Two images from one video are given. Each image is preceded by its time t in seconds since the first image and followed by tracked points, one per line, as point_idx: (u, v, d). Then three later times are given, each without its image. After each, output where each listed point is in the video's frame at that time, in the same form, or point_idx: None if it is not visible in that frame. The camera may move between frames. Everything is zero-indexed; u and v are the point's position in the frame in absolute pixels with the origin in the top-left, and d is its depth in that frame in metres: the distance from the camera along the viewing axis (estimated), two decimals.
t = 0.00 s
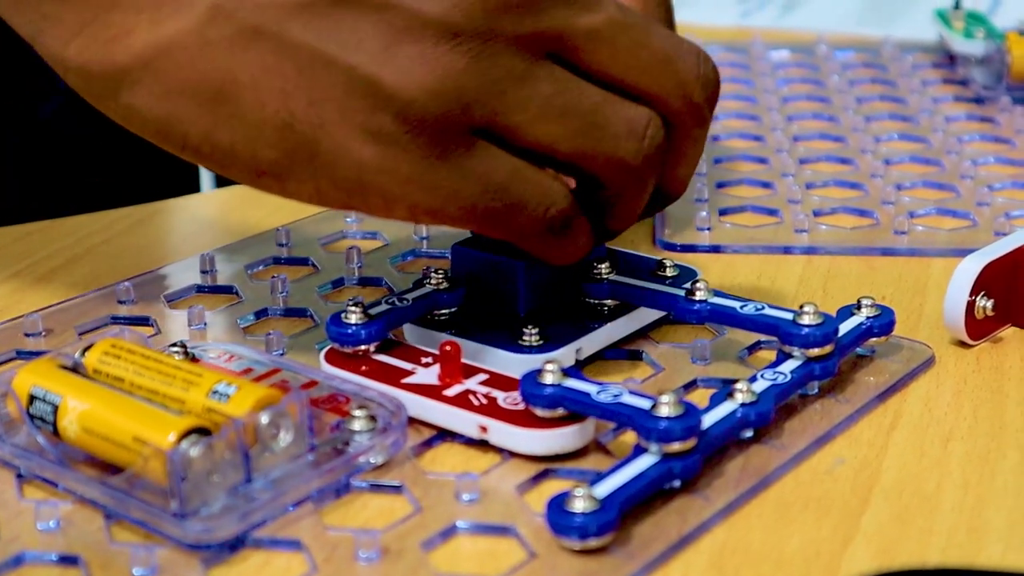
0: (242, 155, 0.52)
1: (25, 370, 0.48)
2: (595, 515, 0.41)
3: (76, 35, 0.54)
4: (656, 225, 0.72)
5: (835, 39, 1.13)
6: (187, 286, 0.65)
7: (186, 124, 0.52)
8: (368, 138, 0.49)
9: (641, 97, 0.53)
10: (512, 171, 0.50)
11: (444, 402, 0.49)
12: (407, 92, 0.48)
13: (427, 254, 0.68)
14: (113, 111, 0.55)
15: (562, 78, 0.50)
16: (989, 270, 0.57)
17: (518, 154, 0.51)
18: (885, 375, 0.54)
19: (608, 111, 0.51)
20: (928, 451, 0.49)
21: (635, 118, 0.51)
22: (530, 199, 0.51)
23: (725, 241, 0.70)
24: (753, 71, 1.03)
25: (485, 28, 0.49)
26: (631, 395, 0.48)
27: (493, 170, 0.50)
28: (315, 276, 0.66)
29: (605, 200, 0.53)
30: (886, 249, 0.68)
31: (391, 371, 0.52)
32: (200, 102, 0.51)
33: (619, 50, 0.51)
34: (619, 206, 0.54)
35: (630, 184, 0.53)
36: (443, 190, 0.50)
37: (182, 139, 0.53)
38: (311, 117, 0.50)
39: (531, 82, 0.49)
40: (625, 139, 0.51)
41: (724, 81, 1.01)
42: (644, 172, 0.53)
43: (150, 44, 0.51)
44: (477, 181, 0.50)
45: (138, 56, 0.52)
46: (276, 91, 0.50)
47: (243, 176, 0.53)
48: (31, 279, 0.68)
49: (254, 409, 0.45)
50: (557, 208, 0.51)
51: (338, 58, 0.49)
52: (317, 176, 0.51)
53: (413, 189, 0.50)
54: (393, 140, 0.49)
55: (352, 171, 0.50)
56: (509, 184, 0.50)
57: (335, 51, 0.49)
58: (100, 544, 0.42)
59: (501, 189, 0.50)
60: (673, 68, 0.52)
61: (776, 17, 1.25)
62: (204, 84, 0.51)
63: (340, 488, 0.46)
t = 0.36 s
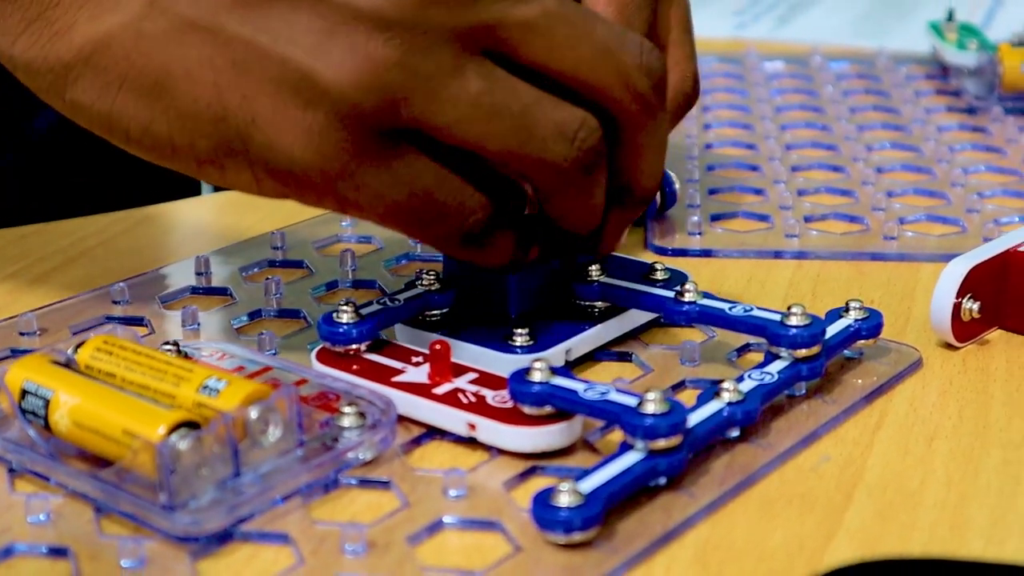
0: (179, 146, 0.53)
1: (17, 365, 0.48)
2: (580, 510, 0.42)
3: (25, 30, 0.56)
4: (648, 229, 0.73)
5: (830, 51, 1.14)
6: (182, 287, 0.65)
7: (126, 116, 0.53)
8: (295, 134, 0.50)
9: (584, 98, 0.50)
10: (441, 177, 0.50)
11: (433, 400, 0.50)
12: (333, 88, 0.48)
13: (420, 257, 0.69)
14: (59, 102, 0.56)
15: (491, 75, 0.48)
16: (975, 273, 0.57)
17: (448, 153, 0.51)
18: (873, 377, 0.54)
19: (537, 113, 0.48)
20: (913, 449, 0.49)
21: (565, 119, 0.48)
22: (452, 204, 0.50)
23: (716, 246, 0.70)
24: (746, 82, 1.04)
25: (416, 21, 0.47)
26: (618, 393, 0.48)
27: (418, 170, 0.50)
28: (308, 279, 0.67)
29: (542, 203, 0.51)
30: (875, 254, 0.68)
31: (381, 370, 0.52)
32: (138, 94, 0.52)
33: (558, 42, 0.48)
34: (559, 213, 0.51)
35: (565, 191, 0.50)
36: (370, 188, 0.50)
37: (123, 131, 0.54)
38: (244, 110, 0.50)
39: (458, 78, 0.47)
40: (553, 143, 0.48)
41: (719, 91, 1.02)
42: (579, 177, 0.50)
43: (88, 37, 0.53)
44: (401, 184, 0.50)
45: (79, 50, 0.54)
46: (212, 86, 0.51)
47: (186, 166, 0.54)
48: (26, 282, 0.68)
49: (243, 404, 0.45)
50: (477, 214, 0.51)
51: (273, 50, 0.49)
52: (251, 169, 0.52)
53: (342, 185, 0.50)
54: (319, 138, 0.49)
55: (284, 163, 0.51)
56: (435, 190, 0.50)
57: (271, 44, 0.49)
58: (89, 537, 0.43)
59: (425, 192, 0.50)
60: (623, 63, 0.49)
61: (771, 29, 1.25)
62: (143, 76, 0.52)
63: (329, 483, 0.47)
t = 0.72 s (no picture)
0: (166, 133, 0.51)
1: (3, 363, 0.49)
2: (557, 509, 0.42)
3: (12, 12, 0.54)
4: (635, 228, 0.73)
5: (823, 50, 1.14)
6: (172, 287, 0.65)
7: (115, 101, 0.51)
8: (280, 128, 0.48)
9: (565, 104, 0.50)
10: (421, 176, 0.50)
11: (416, 400, 0.50)
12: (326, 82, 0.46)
13: (410, 257, 0.68)
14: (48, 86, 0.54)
15: (479, 78, 0.47)
16: (956, 273, 0.58)
17: (432, 154, 0.50)
18: (856, 379, 0.54)
19: (523, 116, 0.48)
20: (890, 448, 0.50)
21: (548, 124, 0.48)
22: (432, 203, 0.50)
23: (703, 245, 0.70)
24: (739, 81, 1.05)
25: (408, 21, 0.46)
26: (597, 393, 0.48)
27: (401, 168, 0.49)
28: (299, 277, 0.66)
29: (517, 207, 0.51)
30: (861, 254, 0.69)
31: (366, 370, 0.52)
32: (126, 79, 0.50)
33: (544, 50, 0.48)
34: (536, 219, 0.52)
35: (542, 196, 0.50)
36: (352, 184, 0.49)
37: (110, 114, 0.52)
38: (228, 99, 0.48)
39: (446, 79, 0.47)
40: (537, 147, 0.48)
41: (712, 90, 1.02)
42: (561, 183, 0.50)
43: (79, 21, 0.51)
44: (383, 180, 0.49)
45: (70, 34, 0.52)
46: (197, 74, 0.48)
47: (171, 152, 0.52)
48: (17, 281, 0.68)
49: (225, 402, 0.45)
50: (455, 216, 0.51)
51: (261, 41, 0.47)
52: (234, 163, 0.50)
53: (323, 179, 0.49)
54: (304, 130, 0.48)
55: (266, 156, 0.49)
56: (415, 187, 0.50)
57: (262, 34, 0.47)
58: (72, 533, 0.43)
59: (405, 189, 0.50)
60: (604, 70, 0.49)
61: (766, 28, 1.26)
62: (132, 58, 0.50)
63: (311, 481, 0.47)
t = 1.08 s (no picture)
0: (238, 108, 0.48)
1: None
2: (547, 512, 0.42)
3: None
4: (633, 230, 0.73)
5: (824, 51, 1.14)
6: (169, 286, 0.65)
7: (196, 58, 0.48)
8: (349, 153, 0.46)
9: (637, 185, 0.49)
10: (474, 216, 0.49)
11: (410, 402, 0.50)
12: (407, 123, 0.44)
13: (408, 257, 0.68)
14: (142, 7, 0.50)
15: (554, 147, 0.46)
16: (951, 276, 0.58)
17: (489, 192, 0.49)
18: (850, 382, 0.54)
19: (587, 196, 0.47)
20: (883, 451, 0.50)
21: (614, 205, 0.48)
22: (481, 244, 0.50)
23: (700, 247, 0.71)
24: (740, 83, 1.05)
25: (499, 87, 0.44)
26: (590, 396, 0.48)
27: (450, 206, 0.48)
28: (296, 278, 0.66)
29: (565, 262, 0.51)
30: (858, 256, 0.69)
31: (360, 371, 0.52)
32: (214, 44, 0.47)
33: (627, 141, 0.47)
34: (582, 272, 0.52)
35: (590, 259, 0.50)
36: (402, 214, 0.48)
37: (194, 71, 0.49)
38: (303, 100, 0.46)
39: (521, 146, 0.45)
40: (595, 222, 0.48)
41: (713, 91, 1.02)
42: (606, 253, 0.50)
43: None
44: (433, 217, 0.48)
45: None
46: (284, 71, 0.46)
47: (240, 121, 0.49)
48: (15, 280, 0.68)
49: (217, 403, 0.45)
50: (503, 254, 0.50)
51: (350, 58, 0.44)
52: (296, 163, 0.48)
53: (374, 203, 0.48)
54: (369, 157, 0.46)
55: (321, 165, 0.47)
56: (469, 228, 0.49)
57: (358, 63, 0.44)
58: (64, 532, 0.43)
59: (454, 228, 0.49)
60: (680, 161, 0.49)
61: (768, 29, 1.26)
62: (227, 31, 0.46)
63: (304, 481, 0.47)
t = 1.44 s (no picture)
0: (309, 116, 0.49)
1: None
2: (545, 520, 0.42)
3: None
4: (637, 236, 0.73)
5: (831, 57, 1.14)
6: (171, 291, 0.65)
7: (276, 61, 0.49)
8: (417, 188, 0.48)
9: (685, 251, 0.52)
10: (530, 260, 0.50)
11: (409, 408, 0.50)
12: (485, 165, 0.46)
13: (410, 262, 0.68)
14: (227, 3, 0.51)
15: (624, 215, 0.49)
16: (955, 283, 0.57)
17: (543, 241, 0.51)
18: (852, 391, 0.54)
19: (642, 261, 0.50)
20: (884, 460, 0.49)
21: (667, 271, 0.51)
22: (533, 285, 0.51)
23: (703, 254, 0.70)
24: (747, 88, 1.05)
25: (585, 152, 0.47)
26: (589, 403, 0.48)
27: (510, 251, 0.50)
28: (299, 282, 0.66)
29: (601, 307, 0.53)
30: (863, 263, 0.68)
31: (359, 377, 0.52)
32: (303, 54, 0.48)
33: (690, 218, 0.50)
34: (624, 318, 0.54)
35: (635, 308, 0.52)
36: (458, 251, 0.49)
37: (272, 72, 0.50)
38: (383, 125, 0.48)
39: (596, 213, 0.48)
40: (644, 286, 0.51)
41: (720, 97, 1.02)
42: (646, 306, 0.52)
43: None
44: (489, 260, 0.50)
45: None
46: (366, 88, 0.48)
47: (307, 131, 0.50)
48: (18, 283, 0.68)
49: (216, 410, 0.45)
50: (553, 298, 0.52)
51: (443, 99, 0.47)
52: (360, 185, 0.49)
53: (435, 240, 0.49)
54: (437, 193, 0.47)
55: (387, 191, 0.48)
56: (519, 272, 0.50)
57: (446, 97, 0.47)
58: (62, 538, 0.43)
59: (507, 271, 0.50)
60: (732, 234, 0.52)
61: (776, 35, 1.25)
62: (318, 41, 0.48)
63: (303, 488, 0.47)
